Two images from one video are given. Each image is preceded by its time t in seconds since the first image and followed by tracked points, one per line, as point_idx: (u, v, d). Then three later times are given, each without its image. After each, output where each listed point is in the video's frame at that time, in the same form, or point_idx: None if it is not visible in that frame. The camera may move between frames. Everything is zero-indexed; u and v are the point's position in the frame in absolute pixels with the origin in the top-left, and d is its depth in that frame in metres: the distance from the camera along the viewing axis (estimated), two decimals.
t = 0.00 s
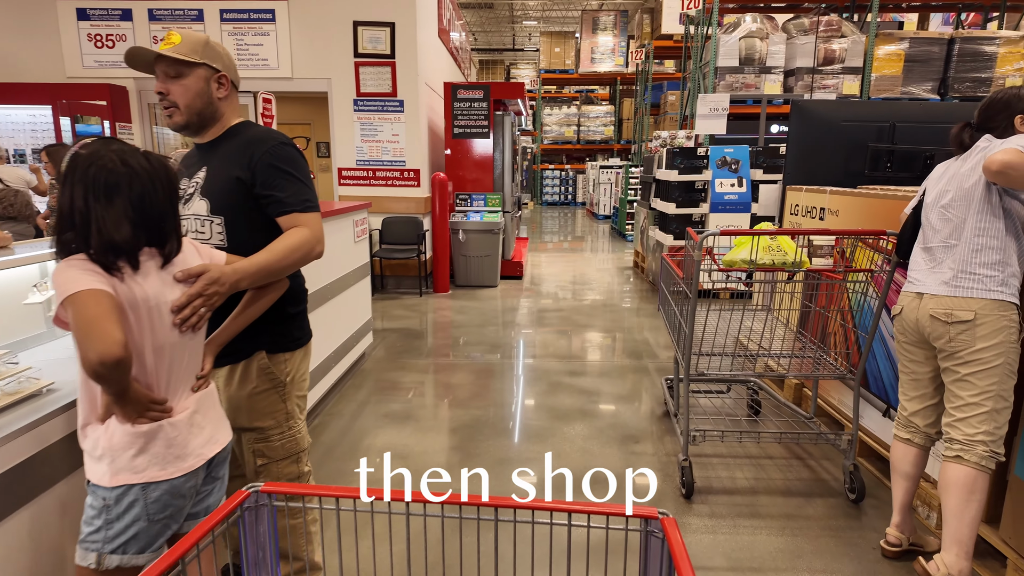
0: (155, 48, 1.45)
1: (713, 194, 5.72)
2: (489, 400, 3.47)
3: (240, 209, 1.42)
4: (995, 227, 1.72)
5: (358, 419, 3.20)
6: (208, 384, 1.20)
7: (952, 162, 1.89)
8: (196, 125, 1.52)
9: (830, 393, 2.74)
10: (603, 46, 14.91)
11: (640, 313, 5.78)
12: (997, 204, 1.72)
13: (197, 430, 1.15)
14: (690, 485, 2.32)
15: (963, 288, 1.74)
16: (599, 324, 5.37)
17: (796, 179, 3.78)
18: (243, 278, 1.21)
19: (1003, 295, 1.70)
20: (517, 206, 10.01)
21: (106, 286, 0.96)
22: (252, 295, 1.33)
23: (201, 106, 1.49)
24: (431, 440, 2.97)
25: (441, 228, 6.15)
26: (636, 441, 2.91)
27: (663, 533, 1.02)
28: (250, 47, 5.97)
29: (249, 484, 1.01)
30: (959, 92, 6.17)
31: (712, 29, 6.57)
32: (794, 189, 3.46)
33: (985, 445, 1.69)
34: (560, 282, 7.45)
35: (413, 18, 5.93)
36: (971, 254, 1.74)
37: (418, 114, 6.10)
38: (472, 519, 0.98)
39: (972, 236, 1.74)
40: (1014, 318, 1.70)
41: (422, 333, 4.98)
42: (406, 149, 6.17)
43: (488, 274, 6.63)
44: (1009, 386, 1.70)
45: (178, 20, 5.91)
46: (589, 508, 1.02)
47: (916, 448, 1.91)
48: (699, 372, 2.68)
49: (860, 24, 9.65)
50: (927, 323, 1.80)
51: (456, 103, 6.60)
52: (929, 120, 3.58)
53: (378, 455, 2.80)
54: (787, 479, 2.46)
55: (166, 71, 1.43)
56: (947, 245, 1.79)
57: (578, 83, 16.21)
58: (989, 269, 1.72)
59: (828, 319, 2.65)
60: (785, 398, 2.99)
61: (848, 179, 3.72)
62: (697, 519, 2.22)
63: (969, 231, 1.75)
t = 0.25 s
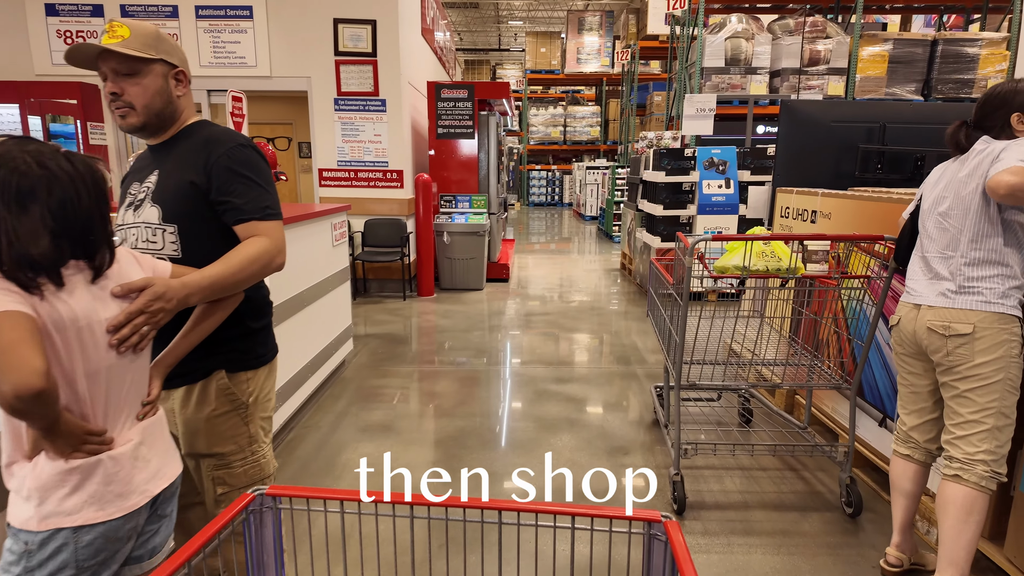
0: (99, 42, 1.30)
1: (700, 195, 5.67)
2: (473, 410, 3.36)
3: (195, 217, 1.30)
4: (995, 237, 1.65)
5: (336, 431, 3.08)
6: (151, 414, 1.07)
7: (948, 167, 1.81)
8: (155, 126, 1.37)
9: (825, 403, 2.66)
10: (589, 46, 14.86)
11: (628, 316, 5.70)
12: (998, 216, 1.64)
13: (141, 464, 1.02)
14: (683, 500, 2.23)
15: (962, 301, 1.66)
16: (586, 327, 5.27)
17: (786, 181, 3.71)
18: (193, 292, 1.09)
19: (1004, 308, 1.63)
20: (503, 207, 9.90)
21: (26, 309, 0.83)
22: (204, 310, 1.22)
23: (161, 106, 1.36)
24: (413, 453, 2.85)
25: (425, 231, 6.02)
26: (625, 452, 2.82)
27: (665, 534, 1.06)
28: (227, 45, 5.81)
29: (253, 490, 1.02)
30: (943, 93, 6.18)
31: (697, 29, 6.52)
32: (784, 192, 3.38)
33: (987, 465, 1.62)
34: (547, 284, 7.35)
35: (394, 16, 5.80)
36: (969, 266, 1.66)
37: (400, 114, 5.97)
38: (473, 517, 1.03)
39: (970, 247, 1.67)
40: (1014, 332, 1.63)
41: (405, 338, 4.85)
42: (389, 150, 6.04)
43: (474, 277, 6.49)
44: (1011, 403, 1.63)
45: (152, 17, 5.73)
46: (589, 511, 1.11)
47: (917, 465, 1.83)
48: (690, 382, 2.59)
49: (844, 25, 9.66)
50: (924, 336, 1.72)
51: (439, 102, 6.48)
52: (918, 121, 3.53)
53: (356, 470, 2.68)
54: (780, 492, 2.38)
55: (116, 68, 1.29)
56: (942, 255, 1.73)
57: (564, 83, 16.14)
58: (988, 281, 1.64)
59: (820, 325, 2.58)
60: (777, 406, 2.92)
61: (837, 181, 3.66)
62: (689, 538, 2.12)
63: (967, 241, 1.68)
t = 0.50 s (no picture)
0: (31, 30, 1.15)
1: (695, 198, 5.54)
2: (460, 424, 3.22)
3: (137, 226, 1.15)
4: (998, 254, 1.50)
5: (316, 448, 2.93)
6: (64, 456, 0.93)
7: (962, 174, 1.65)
8: (95, 126, 1.23)
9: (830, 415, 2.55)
10: (580, 47, 14.79)
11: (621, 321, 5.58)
12: (997, 234, 1.49)
13: (52, 518, 0.88)
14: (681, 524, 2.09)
15: (960, 325, 1.54)
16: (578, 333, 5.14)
17: (783, 184, 3.59)
18: (123, 317, 0.96)
19: (1009, 332, 1.48)
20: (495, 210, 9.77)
21: None
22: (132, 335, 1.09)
23: (102, 103, 1.21)
24: (395, 471, 2.72)
25: (413, 235, 5.87)
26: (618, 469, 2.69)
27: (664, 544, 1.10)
28: (209, 44, 5.65)
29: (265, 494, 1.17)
30: (936, 95, 6.13)
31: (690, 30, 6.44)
32: (781, 195, 3.27)
33: (992, 499, 1.50)
34: (539, 289, 7.22)
35: (381, 14, 5.66)
36: (970, 286, 1.54)
37: (388, 115, 5.83)
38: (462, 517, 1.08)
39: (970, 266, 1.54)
40: (1020, 357, 1.48)
41: (392, 346, 4.70)
42: (376, 151, 5.89)
43: (464, 281, 6.34)
44: (1016, 432, 1.49)
45: (130, 15, 5.57)
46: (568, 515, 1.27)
47: (925, 494, 1.71)
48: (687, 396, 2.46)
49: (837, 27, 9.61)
50: (925, 359, 1.61)
51: (428, 103, 6.35)
52: (918, 122, 3.44)
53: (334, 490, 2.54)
54: (782, 512, 2.26)
55: (51, 60, 1.14)
56: (946, 276, 1.61)
57: (556, 84, 16.05)
58: (992, 304, 1.50)
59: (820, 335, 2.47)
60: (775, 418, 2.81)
61: (836, 184, 3.54)
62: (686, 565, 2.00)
63: (968, 259, 1.55)
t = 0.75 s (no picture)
0: None
1: (694, 199, 5.43)
2: (451, 435, 3.09)
3: (72, 229, 1.02)
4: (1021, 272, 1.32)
5: (299, 461, 2.79)
6: None
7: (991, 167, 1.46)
8: (32, 115, 1.10)
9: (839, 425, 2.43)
10: (577, 47, 14.69)
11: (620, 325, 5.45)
12: (1019, 257, 1.32)
13: None
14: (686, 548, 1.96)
15: (970, 347, 1.40)
16: (575, 336, 5.02)
17: (786, 185, 3.48)
18: (32, 342, 0.88)
19: None
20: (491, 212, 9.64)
21: None
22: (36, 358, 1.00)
23: (41, 90, 1.08)
24: (383, 486, 2.59)
25: (406, 237, 5.73)
26: (618, 485, 2.56)
27: (670, 538, 1.03)
28: (196, 41, 5.51)
29: (258, 488, 1.26)
30: (935, 96, 6.06)
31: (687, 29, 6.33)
32: (785, 196, 3.15)
33: (1003, 540, 1.36)
34: (535, 291, 7.09)
35: (372, 11, 5.53)
36: (985, 307, 1.38)
37: (379, 114, 5.70)
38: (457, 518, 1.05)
39: (987, 284, 1.38)
40: None
41: (383, 351, 4.56)
42: (367, 151, 5.76)
43: (458, 284, 6.19)
44: None
45: (115, 11, 5.43)
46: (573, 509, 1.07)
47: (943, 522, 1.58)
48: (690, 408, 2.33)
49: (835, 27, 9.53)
50: (934, 381, 1.48)
51: (421, 102, 6.23)
52: (925, 121, 3.33)
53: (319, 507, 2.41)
54: (790, 531, 2.14)
55: None
56: (963, 293, 1.46)
57: (553, 85, 15.94)
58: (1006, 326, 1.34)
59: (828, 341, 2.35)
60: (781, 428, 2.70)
61: (841, 185, 3.43)
62: None
63: (985, 277, 1.38)
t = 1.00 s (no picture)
0: None
1: (695, 201, 5.31)
2: (444, 450, 2.95)
3: None
4: None
5: (283, 479, 2.65)
6: None
7: None
8: None
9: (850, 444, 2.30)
10: (575, 47, 14.58)
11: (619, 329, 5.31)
12: None
13: None
14: None
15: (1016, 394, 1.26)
16: (573, 342, 4.88)
17: (792, 187, 3.35)
18: None
19: None
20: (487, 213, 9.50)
21: None
22: None
23: None
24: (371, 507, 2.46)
25: (400, 239, 5.58)
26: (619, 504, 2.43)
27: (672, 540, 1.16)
28: (184, 39, 5.37)
29: (264, 493, 1.40)
30: (938, 96, 5.96)
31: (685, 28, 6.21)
32: (793, 199, 3.02)
33: None
34: (533, 294, 6.95)
35: (365, 8, 5.40)
36: None
37: (372, 114, 5.56)
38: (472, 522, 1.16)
39: None
40: None
41: (376, 358, 4.42)
42: (360, 152, 5.63)
43: (454, 288, 6.03)
44: None
45: (100, 8, 5.28)
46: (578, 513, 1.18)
47: None
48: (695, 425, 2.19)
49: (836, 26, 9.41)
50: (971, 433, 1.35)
51: (415, 102, 6.10)
52: (936, 121, 3.20)
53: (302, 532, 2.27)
54: (803, 557, 2.01)
55: None
56: (1008, 329, 1.30)
57: (551, 85, 15.82)
58: None
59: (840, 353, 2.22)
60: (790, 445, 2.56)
61: (849, 187, 3.30)
62: None
63: None
